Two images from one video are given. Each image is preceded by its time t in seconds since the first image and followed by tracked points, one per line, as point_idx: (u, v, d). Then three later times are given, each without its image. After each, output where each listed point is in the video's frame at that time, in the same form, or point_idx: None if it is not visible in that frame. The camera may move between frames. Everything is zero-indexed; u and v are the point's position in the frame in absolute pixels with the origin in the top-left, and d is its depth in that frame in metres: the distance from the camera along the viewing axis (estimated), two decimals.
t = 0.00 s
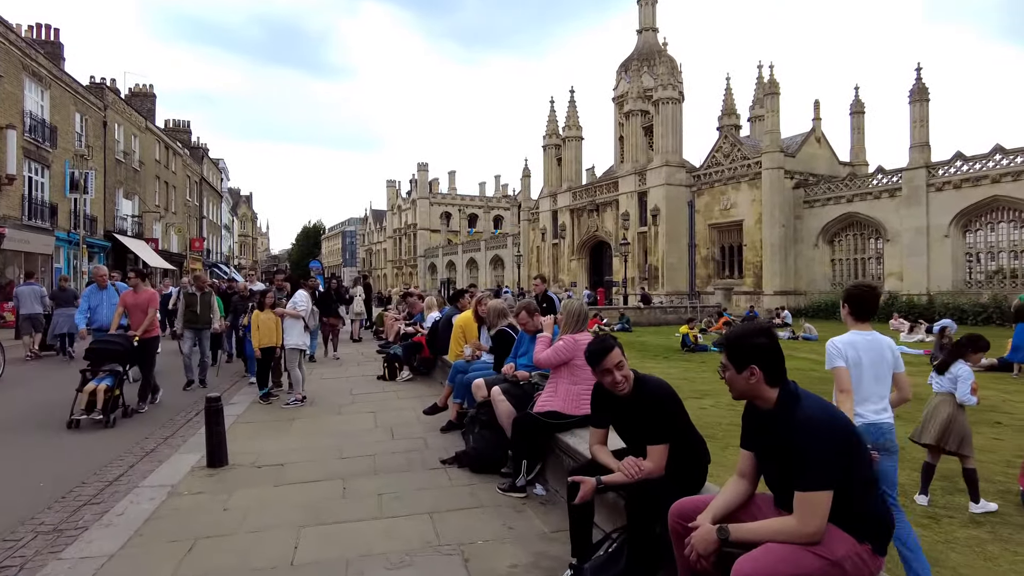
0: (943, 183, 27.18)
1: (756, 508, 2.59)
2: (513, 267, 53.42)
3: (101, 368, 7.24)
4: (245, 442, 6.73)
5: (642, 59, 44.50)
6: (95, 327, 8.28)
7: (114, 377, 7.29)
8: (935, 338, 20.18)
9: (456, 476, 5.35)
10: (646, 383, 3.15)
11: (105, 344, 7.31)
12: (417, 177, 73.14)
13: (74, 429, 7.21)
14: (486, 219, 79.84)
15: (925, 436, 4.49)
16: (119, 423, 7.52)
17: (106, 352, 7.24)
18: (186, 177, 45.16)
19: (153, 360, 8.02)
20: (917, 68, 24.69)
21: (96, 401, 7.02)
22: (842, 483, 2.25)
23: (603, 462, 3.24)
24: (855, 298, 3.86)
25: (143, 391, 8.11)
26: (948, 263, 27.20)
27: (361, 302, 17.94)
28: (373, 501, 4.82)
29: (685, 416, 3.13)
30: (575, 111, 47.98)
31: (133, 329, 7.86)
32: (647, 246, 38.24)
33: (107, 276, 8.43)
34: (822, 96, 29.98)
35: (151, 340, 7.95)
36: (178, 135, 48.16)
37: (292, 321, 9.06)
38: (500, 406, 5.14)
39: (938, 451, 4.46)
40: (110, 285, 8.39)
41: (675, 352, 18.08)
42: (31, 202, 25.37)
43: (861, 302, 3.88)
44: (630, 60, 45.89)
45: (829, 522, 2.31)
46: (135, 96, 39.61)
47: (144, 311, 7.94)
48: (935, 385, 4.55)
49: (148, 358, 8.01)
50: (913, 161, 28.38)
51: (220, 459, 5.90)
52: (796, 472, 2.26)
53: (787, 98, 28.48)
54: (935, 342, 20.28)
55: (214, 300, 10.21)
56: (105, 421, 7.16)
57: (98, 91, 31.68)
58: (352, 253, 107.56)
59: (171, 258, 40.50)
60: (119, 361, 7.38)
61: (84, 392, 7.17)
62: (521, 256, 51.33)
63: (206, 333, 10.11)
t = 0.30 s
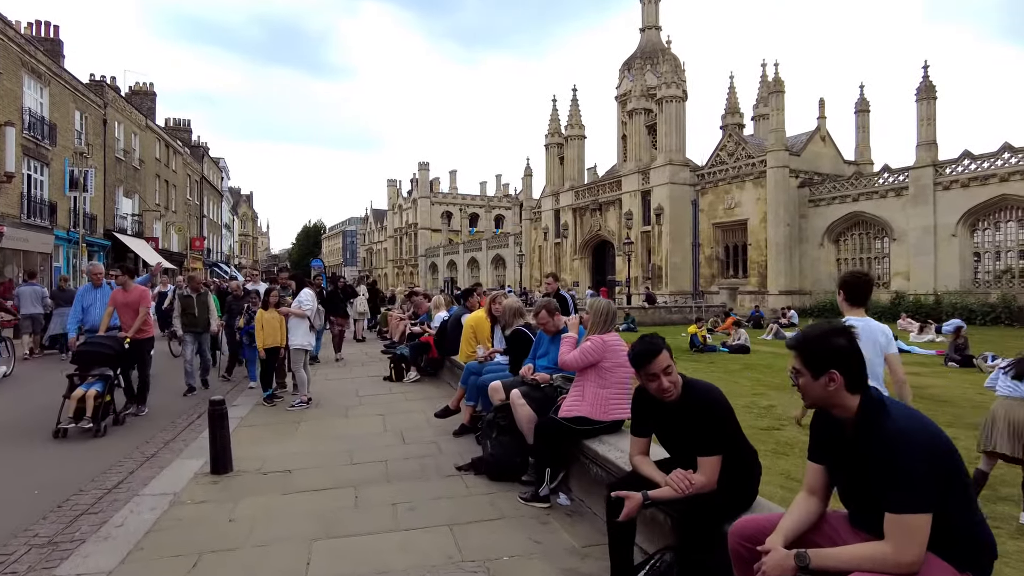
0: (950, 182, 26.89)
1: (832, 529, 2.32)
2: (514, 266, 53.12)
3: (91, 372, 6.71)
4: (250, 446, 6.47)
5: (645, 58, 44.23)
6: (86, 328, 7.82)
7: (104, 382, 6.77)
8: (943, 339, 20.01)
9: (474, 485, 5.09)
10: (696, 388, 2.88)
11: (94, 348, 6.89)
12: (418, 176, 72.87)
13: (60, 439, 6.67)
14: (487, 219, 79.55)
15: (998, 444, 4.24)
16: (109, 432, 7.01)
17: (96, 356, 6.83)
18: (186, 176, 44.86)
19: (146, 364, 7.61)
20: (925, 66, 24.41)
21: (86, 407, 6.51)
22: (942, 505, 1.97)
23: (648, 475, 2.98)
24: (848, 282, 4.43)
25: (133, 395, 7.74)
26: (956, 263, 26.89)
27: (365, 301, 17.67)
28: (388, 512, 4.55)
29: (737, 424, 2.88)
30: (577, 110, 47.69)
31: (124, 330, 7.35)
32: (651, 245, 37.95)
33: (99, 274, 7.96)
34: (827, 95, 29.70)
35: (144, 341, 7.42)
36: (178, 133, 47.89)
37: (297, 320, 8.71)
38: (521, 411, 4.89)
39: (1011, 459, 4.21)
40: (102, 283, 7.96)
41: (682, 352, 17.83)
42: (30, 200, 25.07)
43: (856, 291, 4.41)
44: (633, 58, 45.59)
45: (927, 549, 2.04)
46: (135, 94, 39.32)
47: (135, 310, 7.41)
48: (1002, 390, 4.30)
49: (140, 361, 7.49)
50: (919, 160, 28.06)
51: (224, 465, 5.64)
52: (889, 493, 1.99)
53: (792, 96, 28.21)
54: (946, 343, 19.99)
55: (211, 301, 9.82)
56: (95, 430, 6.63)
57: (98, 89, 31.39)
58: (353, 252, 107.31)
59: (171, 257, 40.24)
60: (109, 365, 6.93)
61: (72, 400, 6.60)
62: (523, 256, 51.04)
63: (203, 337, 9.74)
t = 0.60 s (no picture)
0: (957, 180, 26.59)
1: (916, 558, 2.07)
2: (516, 265, 52.83)
3: (79, 380, 6.26)
4: (254, 453, 6.21)
5: (648, 55, 43.96)
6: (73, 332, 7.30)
7: (93, 390, 6.31)
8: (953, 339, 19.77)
9: (491, 496, 4.84)
10: (750, 400, 2.64)
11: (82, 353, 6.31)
12: (419, 175, 72.56)
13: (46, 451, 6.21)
14: (488, 218, 79.26)
15: None
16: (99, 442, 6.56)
17: (85, 362, 6.23)
18: (187, 175, 44.55)
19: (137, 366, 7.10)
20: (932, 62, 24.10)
21: (73, 418, 6.06)
22: None
23: (695, 495, 2.73)
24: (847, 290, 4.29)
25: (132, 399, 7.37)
26: (963, 262, 26.61)
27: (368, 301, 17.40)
28: (403, 527, 4.30)
29: (793, 438, 2.63)
30: (579, 109, 47.39)
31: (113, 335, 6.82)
32: (654, 244, 37.66)
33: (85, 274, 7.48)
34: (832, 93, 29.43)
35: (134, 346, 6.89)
36: (178, 132, 47.60)
37: (302, 321, 8.49)
38: (540, 419, 4.54)
39: None
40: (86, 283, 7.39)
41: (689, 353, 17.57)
42: (28, 198, 24.77)
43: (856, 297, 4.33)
44: (636, 56, 45.27)
45: None
46: (135, 93, 39.03)
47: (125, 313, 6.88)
48: None
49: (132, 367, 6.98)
50: (926, 158, 27.76)
51: (226, 475, 5.38)
52: (999, 528, 1.73)
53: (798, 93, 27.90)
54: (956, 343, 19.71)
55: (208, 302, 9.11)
56: (83, 442, 6.17)
57: (97, 87, 31.09)
58: (353, 252, 107.05)
59: (172, 256, 39.99)
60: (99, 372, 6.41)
61: (57, 408, 6.14)
62: (525, 255, 50.76)
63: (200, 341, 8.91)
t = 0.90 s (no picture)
0: (963, 178, 26.27)
1: None
2: (517, 264, 52.51)
3: (60, 389, 5.74)
4: (254, 460, 5.93)
5: (650, 53, 43.61)
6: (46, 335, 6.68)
7: (77, 400, 5.80)
8: (962, 339, 19.42)
9: (507, 508, 4.55)
10: (819, 412, 2.34)
11: (63, 358, 5.82)
12: (419, 174, 72.23)
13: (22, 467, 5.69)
14: (488, 217, 79.09)
15: None
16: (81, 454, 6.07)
17: (68, 368, 5.79)
18: (186, 174, 44.22)
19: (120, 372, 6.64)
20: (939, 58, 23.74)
21: (57, 429, 5.57)
22: None
23: (750, 516, 2.46)
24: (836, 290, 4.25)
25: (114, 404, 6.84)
26: (969, 261, 26.29)
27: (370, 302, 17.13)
28: (415, 543, 4.01)
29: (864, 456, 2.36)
30: (581, 106, 47.07)
31: (94, 338, 6.33)
32: (657, 243, 37.34)
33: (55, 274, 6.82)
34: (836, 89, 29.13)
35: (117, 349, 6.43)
36: (177, 131, 47.29)
37: (304, 322, 8.21)
38: (560, 426, 4.23)
39: None
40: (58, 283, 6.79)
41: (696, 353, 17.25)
42: (25, 197, 24.47)
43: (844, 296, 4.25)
44: (638, 54, 44.93)
45: None
46: (134, 91, 38.76)
47: (107, 313, 6.39)
48: None
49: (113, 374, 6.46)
50: (932, 155, 27.42)
51: (225, 484, 5.08)
52: None
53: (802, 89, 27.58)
54: (966, 342, 19.36)
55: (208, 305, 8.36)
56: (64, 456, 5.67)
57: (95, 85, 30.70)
58: (353, 251, 106.83)
59: (171, 255, 39.71)
60: (82, 380, 5.94)
61: (35, 420, 5.61)
62: (526, 254, 50.45)
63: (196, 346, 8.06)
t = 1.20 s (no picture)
0: (970, 176, 25.98)
1: None
2: (519, 264, 52.23)
3: (41, 401, 5.35)
4: (255, 470, 5.67)
5: (652, 51, 43.31)
6: (21, 342, 6.24)
7: (59, 413, 5.42)
8: (971, 339, 19.17)
9: (522, 523, 4.30)
10: (899, 423, 2.11)
11: (45, 370, 5.40)
12: (420, 173, 71.96)
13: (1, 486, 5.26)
14: (488, 217, 78.89)
15: None
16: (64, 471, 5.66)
17: (50, 378, 5.37)
18: (185, 173, 43.89)
19: (104, 383, 6.27)
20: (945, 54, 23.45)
21: (38, 445, 5.20)
22: None
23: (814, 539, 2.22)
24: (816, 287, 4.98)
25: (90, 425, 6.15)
26: (975, 260, 26.03)
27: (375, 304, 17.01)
28: (428, 563, 3.75)
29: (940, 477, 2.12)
30: (582, 105, 46.76)
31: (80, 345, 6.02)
32: (659, 242, 37.07)
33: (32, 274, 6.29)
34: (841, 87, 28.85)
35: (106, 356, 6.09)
36: (176, 130, 47.00)
37: (307, 325, 7.97)
38: (580, 437, 4.03)
39: None
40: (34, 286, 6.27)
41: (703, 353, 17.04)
42: (22, 197, 24.20)
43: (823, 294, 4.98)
44: (639, 52, 44.63)
45: None
46: (133, 90, 38.49)
47: (96, 319, 6.08)
48: None
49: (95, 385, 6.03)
50: (937, 153, 27.14)
51: (226, 497, 4.84)
52: None
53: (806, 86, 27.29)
54: (976, 342, 19.11)
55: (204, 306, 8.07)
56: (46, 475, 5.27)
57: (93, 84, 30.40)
58: (353, 251, 106.55)
59: (170, 255, 39.45)
60: (65, 391, 5.55)
61: (14, 435, 5.23)
62: (527, 253, 50.19)
63: (193, 349, 7.79)
